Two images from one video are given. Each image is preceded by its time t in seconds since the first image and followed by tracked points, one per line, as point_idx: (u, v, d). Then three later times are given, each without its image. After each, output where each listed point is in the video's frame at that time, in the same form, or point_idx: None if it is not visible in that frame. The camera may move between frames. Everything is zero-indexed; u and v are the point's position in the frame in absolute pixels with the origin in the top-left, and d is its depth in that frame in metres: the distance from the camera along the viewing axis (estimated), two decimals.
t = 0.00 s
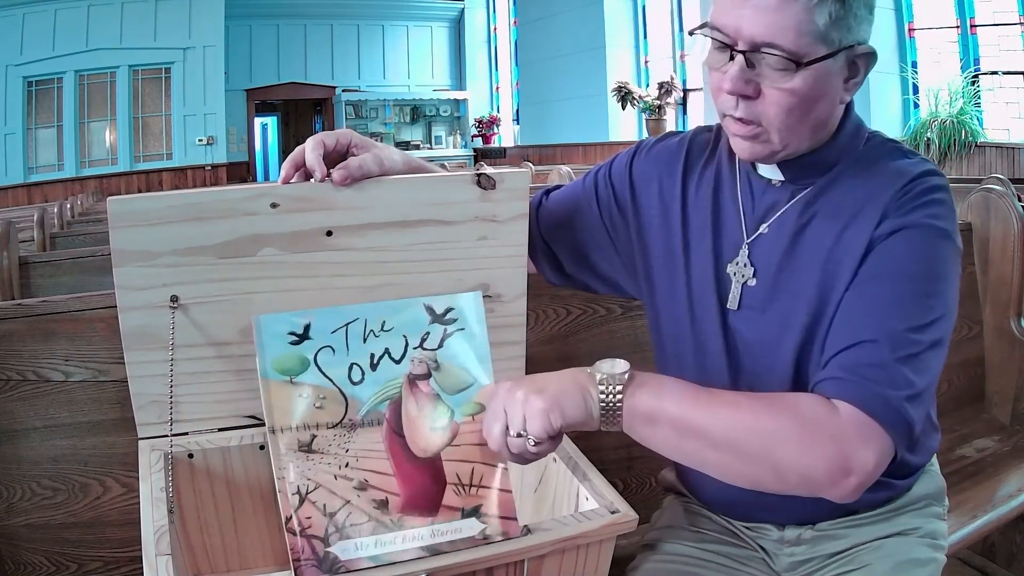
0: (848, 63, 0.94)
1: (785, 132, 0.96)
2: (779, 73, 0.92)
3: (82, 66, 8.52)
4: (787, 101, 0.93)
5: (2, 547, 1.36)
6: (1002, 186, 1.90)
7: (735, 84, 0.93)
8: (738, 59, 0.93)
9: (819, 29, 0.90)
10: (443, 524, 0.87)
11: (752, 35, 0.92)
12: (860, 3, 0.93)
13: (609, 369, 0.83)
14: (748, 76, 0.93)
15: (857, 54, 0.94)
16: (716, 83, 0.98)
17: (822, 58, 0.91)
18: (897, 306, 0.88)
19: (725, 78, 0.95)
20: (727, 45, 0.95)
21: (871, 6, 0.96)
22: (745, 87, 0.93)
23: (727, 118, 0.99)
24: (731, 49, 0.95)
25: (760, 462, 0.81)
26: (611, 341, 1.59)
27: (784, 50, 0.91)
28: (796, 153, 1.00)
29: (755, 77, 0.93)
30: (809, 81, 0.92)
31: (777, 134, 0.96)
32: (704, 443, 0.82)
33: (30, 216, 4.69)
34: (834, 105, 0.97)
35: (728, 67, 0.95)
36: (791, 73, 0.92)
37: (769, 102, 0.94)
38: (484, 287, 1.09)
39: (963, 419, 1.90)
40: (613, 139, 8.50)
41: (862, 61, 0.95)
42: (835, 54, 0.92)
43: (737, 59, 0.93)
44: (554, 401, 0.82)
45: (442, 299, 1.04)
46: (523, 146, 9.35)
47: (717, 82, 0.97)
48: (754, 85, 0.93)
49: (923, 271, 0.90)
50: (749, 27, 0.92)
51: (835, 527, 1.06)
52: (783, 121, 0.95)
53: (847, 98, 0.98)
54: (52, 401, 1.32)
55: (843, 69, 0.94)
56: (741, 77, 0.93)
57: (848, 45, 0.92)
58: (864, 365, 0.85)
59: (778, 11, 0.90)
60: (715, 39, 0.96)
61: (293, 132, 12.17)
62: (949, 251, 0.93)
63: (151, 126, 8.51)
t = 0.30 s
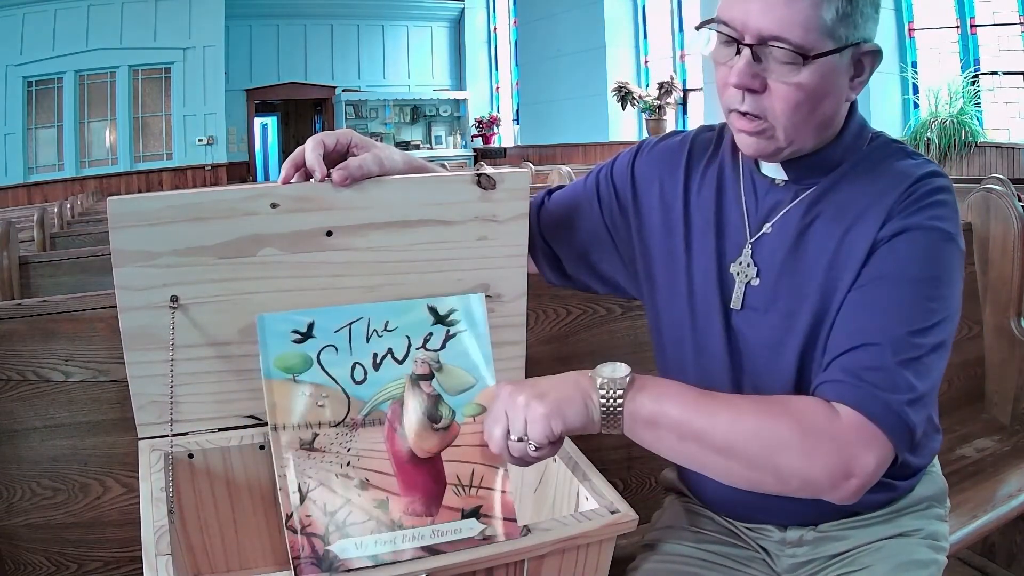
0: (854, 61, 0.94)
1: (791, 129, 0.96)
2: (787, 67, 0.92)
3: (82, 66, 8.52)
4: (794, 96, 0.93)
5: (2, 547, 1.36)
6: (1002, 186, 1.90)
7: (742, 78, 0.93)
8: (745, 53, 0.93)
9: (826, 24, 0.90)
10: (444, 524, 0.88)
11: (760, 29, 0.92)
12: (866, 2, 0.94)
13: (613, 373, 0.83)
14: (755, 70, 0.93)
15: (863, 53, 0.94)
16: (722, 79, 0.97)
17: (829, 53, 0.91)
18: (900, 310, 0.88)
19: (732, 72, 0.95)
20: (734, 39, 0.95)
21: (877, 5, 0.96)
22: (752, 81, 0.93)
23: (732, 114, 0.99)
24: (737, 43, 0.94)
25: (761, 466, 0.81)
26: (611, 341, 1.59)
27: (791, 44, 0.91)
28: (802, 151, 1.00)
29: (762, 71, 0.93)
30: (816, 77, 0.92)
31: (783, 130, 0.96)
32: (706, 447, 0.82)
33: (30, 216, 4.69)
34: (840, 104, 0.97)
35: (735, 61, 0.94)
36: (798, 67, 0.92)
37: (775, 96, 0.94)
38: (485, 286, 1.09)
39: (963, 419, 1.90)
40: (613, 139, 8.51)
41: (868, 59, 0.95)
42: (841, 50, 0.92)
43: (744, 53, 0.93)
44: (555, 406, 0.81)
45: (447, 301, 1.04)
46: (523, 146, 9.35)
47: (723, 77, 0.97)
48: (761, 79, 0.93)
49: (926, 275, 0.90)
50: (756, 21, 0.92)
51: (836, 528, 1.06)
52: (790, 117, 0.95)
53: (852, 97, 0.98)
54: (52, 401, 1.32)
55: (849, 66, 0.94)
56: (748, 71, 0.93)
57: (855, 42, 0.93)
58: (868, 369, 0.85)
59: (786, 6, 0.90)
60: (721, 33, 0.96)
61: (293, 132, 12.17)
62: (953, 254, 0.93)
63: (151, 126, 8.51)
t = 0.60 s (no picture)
0: (854, 57, 0.94)
1: (792, 124, 0.95)
2: (788, 61, 0.92)
3: (82, 66, 8.52)
4: (795, 90, 0.93)
5: (2, 547, 1.36)
6: (1002, 185, 1.90)
7: (744, 72, 0.93)
8: (746, 47, 0.93)
9: (826, 19, 0.90)
10: (442, 528, 0.88)
11: (760, 24, 0.92)
12: None
13: (616, 381, 0.83)
14: (755, 64, 0.92)
15: (863, 49, 0.94)
16: (723, 75, 0.97)
17: (830, 47, 0.91)
18: (900, 311, 0.88)
19: (733, 67, 0.94)
20: (735, 35, 0.95)
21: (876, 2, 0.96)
22: (753, 76, 0.93)
23: (733, 110, 0.98)
24: (738, 38, 0.94)
25: (764, 471, 0.81)
26: (610, 341, 1.59)
27: (792, 37, 0.91)
28: (806, 147, 1.00)
29: (762, 66, 0.93)
30: (817, 71, 0.92)
31: (785, 125, 0.96)
32: (708, 452, 0.82)
33: (30, 216, 4.69)
34: (840, 100, 0.97)
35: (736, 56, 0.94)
36: (799, 61, 0.91)
37: (776, 91, 0.94)
38: (485, 286, 1.09)
39: (963, 419, 1.90)
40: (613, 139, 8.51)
41: (867, 56, 0.95)
42: (842, 45, 0.92)
43: (745, 48, 0.93)
44: (559, 415, 0.81)
45: (445, 302, 1.05)
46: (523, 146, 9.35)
47: (724, 73, 0.97)
48: (762, 74, 0.93)
49: (927, 276, 0.90)
50: (756, 15, 0.92)
51: (836, 528, 1.06)
52: (792, 112, 0.94)
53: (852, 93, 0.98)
54: (52, 402, 1.32)
55: (851, 58, 0.94)
56: (749, 66, 0.93)
57: (855, 37, 0.93)
58: (868, 373, 0.85)
59: None
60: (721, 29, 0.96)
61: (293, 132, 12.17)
62: (954, 256, 0.93)
63: (151, 126, 8.50)
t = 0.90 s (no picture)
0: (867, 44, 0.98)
1: (822, 111, 0.98)
2: (818, 47, 0.94)
3: (82, 66, 8.52)
4: (826, 75, 0.95)
5: (2, 548, 1.36)
6: (1002, 185, 1.90)
7: (779, 58, 0.95)
8: (777, 36, 0.95)
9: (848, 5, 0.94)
10: (440, 526, 0.87)
11: (789, 10, 0.94)
12: None
13: (617, 384, 0.83)
14: (789, 52, 0.95)
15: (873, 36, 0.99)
16: (749, 65, 0.99)
17: (853, 32, 0.95)
18: (900, 314, 0.88)
19: (765, 55, 0.96)
20: (760, 25, 0.97)
21: None
22: (787, 63, 0.95)
23: (760, 102, 1.00)
24: (764, 28, 0.96)
25: (764, 474, 0.81)
26: (611, 340, 1.59)
27: (822, 22, 0.93)
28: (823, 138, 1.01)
29: (795, 53, 0.95)
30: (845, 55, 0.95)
31: (816, 112, 0.98)
32: (709, 455, 0.82)
33: (31, 216, 4.69)
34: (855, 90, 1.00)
35: (766, 46, 0.96)
36: (830, 46, 0.94)
37: (808, 77, 0.96)
38: (484, 286, 1.09)
39: (963, 419, 1.90)
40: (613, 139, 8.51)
41: (874, 45, 1.00)
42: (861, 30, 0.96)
43: (776, 36, 0.95)
44: (561, 418, 0.81)
45: (443, 301, 1.05)
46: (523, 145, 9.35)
47: (751, 65, 0.98)
48: (795, 61, 0.95)
49: (927, 279, 0.90)
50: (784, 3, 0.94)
51: (836, 527, 1.06)
52: (824, 97, 0.97)
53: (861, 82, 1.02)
54: (52, 402, 1.32)
55: (866, 47, 0.99)
56: (784, 53, 0.95)
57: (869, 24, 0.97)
58: (868, 376, 0.85)
59: None
60: (742, 22, 0.98)
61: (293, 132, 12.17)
62: (954, 258, 0.93)
63: (151, 126, 8.51)
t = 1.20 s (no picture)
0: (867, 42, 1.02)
1: (838, 99, 0.99)
2: (834, 36, 0.97)
3: (82, 66, 8.52)
4: (842, 64, 0.97)
5: (2, 548, 1.36)
6: (1002, 185, 1.90)
7: (801, 45, 0.96)
8: (795, 26, 0.97)
9: None
10: (439, 525, 0.87)
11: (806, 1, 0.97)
12: None
13: (617, 387, 0.83)
14: (807, 39, 0.97)
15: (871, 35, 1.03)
16: (766, 57, 1.00)
17: (863, 24, 0.98)
18: (898, 316, 0.88)
19: (783, 46, 0.98)
20: (775, 19, 0.99)
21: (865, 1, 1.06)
22: (806, 51, 0.96)
23: (777, 94, 1.00)
24: (780, 21, 0.98)
25: (764, 477, 0.82)
26: (611, 340, 1.59)
27: (836, 12, 0.96)
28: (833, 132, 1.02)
29: (813, 42, 0.97)
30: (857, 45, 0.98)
31: (833, 101, 0.99)
32: (710, 459, 0.82)
33: (31, 216, 4.69)
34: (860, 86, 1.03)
35: (784, 36, 0.98)
36: (845, 36, 0.97)
37: (826, 66, 0.97)
38: (484, 286, 1.08)
39: (963, 419, 1.90)
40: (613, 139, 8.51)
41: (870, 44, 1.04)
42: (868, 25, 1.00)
43: (794, 26, 0.97)
44: (561, 420, 0.81)
45: (441, 301, 1.04)
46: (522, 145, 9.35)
47: (767, 57, 1.00)
48: (813, 49, 0.97)
49: (925, 281, 0.90)
50: None
51: (835, 526, 1.06)
52: (842, 84, 0.98)
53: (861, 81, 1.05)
54: (51, 402, 1.32)
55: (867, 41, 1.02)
56: (803, 41, 0.96)
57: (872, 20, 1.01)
58: (866, 379, 0.85)
59: None
60: (757, 16, 1.00)
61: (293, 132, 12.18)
62: (952, 258, 0.93)
63: (151, 126, 8.50)
